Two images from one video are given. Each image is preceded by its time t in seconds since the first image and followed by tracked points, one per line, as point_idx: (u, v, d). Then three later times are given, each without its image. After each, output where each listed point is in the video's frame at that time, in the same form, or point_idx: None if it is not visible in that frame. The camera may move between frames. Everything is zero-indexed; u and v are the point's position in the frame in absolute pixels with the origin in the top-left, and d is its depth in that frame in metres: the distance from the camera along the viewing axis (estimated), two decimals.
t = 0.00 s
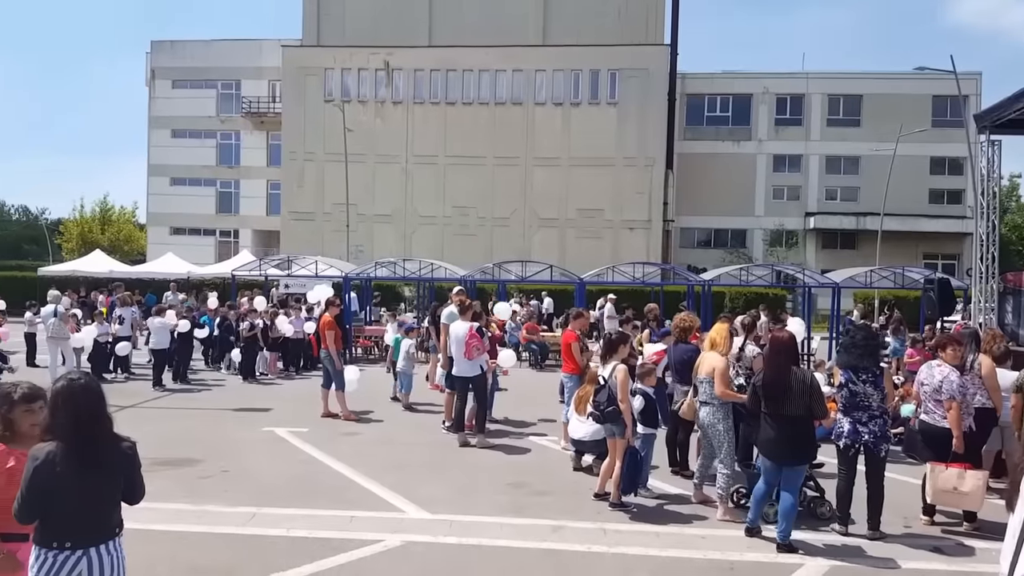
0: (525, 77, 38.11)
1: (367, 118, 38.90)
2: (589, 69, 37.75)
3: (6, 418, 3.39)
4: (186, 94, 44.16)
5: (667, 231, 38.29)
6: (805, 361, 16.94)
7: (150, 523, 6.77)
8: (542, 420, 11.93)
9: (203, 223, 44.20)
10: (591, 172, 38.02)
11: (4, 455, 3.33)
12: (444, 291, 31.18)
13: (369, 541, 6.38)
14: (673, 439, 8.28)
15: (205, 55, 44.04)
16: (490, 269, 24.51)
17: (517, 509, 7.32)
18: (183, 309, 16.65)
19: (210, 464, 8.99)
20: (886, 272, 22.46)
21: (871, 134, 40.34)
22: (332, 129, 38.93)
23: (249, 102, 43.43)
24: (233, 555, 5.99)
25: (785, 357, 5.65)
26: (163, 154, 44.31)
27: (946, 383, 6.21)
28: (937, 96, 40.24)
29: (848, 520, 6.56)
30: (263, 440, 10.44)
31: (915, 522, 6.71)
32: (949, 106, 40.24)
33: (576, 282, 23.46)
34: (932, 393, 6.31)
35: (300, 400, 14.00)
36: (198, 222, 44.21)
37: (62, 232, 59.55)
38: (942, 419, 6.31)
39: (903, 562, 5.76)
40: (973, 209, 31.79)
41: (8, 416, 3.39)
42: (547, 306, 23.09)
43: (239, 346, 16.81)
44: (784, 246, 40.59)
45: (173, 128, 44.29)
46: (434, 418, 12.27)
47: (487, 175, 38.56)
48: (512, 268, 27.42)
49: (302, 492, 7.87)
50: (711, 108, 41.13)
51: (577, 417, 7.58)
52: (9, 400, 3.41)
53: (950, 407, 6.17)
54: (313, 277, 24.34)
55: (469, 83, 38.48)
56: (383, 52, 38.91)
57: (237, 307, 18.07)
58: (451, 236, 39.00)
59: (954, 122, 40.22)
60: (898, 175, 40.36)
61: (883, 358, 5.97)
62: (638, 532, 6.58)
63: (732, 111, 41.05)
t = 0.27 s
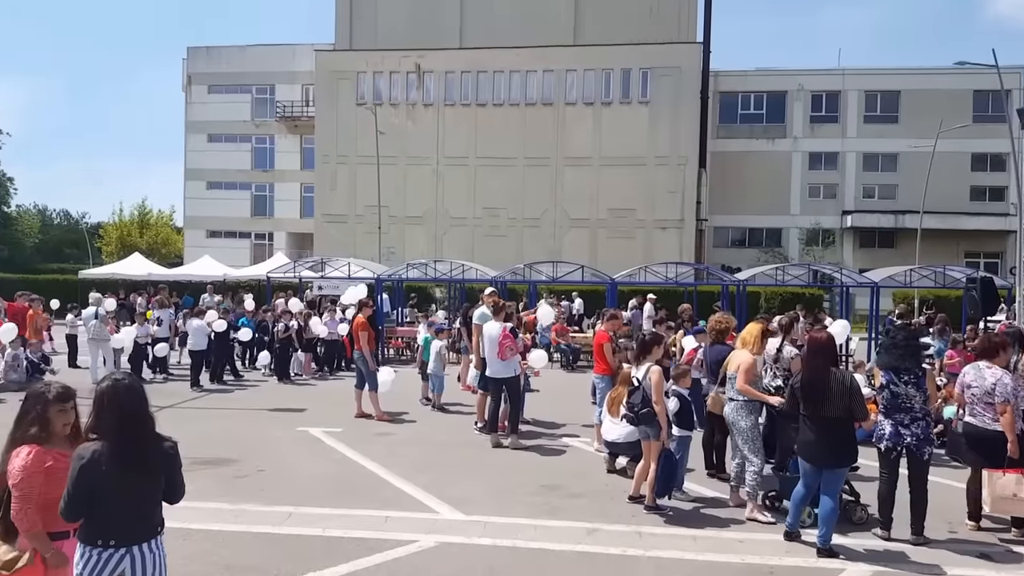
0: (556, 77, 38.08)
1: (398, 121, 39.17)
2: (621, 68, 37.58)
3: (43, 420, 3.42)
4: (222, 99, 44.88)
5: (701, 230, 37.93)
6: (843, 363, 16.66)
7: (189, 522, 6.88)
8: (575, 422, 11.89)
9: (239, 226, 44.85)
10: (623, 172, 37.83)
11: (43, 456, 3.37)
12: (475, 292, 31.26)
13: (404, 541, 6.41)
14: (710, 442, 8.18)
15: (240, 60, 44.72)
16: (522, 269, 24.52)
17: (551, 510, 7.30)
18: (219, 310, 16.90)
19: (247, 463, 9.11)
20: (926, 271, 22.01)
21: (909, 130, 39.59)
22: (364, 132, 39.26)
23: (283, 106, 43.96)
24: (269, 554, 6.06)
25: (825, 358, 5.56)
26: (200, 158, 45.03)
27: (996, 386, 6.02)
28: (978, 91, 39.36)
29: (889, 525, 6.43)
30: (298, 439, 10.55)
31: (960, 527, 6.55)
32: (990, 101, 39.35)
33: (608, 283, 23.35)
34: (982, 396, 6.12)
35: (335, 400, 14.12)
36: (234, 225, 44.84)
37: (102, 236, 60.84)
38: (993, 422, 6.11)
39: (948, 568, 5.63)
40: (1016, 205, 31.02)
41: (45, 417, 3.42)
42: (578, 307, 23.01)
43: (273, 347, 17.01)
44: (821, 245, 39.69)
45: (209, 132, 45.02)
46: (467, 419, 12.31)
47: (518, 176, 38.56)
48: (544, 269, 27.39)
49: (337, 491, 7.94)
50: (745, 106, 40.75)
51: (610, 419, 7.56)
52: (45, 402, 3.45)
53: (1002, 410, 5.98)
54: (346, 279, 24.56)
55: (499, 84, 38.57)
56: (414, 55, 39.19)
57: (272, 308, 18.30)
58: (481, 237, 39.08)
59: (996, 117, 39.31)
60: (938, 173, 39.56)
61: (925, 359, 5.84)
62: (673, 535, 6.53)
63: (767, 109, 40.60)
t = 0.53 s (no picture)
0: (591, 79, 38.00)
1: (433, 124, 39.45)
2: (656, 69, 37.37)
3: (76, 420, 3.48)
4: (260, 103, 45.60)
5: (737, 232, 37.52)
6: (883, 368, 16.36)
7: (225, 520, 7.00)
8: (607, 425, 11.85)
9: (276, 228, 45.46)
10: (658, 173, 37.57)
11: (78, 455, 3.43)
12: (508, 294, 31.30)
13: (437, 542, 6.45)
14: (746, 447, 8.11)
15: (278, 65, 45.40)
16: (555, 272, 24.50)
17: (584, 513, 7.29)
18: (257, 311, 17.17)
19: (284, 462, 9.23)
20: (969, 274, 21.52)
21: (952, 131, 38.77)
22: (399, 136, 39.58)
23: (320, 110, 44.49)
24: (304, 552, 6.13)
25: (864, 363, 5.47)
26: (239, 162, 45.80)
27: None
28: None
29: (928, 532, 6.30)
30: (333, 439, 10.67)
31: (1003, 536, 6.39)
32: None
33: (642, 286, 23.21)
34: None
35: (369, 401, 14.26)
36: (271, 228, 45.49)
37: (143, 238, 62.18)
38: None
39: None
40: None
41: (79, 417, 3.48)
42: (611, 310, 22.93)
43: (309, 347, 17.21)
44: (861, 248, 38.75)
45: (248, 137, 45.75)
46: (499, 420, 12.34)
47: (552, 178, 38.52)
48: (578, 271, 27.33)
49: (371, 491, 8.02)
50: (783, 107, 40.24)
51: (645, 423, 7.52)
52: (79, 404, 3.50)
53: None
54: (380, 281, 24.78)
55: (534, 86, 38.60)
56: (449, 58, 39.45)
57: (308, 309, 18.52)
58: (515, 240, 39.11)
59: None
60: (982, 174, 38.68)
61: (969, 364, 5.72)
62: (708, 540, 6.48)
63: (805, 110, 40.04)
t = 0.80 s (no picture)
0: (618, 80, 37.88)
1: (459, 126, 39.60)
2: (684, 69, 37.16)
3: (109, 419, 3.53)
4: (288, 106, 46.10)
5: (766, 234, 37.18)
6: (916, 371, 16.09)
7: (254, 519, 7.06)
8: (634, 428, 11.78)
9: (303, 230, 45.89)
10: (685, 174, 37.34)
11: (114, 455, 3.48)
12: (533, 296, 31.27)
13: (464, 543, 6.45)
14: (776, 451, 8.02)
15: (306, 69, 45.87)
16: (581, 274, 24.44)
17: (611, 517, 7.26)
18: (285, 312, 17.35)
19: (311, 463, 9.30)
20: (1004, 276, 21.12)
21: (986, 131, 38.11)
22: (425, 138, 39.83)
23: (346, 113, 44.85)
24: (331, 552, 6.17)
25: (897, 366, 5.39)
26: (268, 165, 46.36)
27: None
28: None
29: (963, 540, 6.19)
30: (360, 440, 10.74)
31: None
32: None
33: (669, 288, 23.07)
34: None
35: (396, 401, 14.33)
36: (298, 230, 45.93)
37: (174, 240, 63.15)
38: None
39: None
40: None
41: (114, 416, 3.53)
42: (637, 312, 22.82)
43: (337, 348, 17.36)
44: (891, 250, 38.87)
45: (276, 140, 46.26)
46: (525, 422, 12.33)
47: (577, 180, 38.43)
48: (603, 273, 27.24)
49: (397, 492, 8.05)
50: (812, 107, 39.79)
51: (673, 426, 7.48)
52: (116, 402, 3.56)
53: None
54: (406, 282, 24.92)
55: (560, 88, 38.57)
56: (475, 61, 39.58)
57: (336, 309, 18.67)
58: (540, 241, 39.07)
59: None
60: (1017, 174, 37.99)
61: (1005, 368, 5.60)
62: (737, 545, 6.42)
63: (835, 110, 39.56)
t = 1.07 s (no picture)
0: (647, 80, 37.68)
1: (487, 129, 39.67)
2: (713, 69, 36.86)
3: (149, 419, 3.57)
4: (318, 111, 46.58)
5: (799, 235, 36.69)
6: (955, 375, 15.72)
7: (285, 518, 7.10)
8: (664, 432, 11.66)
9: (333, 234, 46.25)
10: (715, 175, 36.99)
11: (163, 453, 3.49)
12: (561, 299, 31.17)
13: (493, 545, 6.42)
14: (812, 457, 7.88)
15: (336, 74, 46.31)
16: (610, 276, 24.32)
17: (641, 521, 7.18)
18: (316, 314, 17.49)
19: (341, 463, 9.34)
20: None
21: None
22: (454, 141, 40.01)
23: (375, 118, 45.12)
24: (361, 552, 6.17)
25: (938, 369, 5.26)
26: (299, 169, 46.88)
27: None
28: None
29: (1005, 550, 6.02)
30: (389, 441, 10.76)
31: None
32: None
33: (700, 290, 22.86)
34: None
35: (425, 403, 14.35)
36: (329, 233, 46.30)
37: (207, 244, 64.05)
38: None
39: None
40: None
41: (154, 416, 3.57)
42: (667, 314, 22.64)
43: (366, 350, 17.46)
44: (929, 251, 38.01)
45: (306, 144, 46.76)
46: (553, 425, 12.26)
47: (606, 182, 38.25)
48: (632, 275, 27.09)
49: (426, 493, 8.04)
50: (846, 106, 39.23)
51: (704, 430, 7.37)
52: (157, 403, 3.60)
53: None
54: (435, 285, 24.99)
55: (588, 89, 38.45)
56: (503, 63, 39.63)
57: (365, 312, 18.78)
58: (567, 244, 38.91)
59: None
60: None
61: None
62: (770, 551, 6.30)
63: (870, 108, 38.95)
